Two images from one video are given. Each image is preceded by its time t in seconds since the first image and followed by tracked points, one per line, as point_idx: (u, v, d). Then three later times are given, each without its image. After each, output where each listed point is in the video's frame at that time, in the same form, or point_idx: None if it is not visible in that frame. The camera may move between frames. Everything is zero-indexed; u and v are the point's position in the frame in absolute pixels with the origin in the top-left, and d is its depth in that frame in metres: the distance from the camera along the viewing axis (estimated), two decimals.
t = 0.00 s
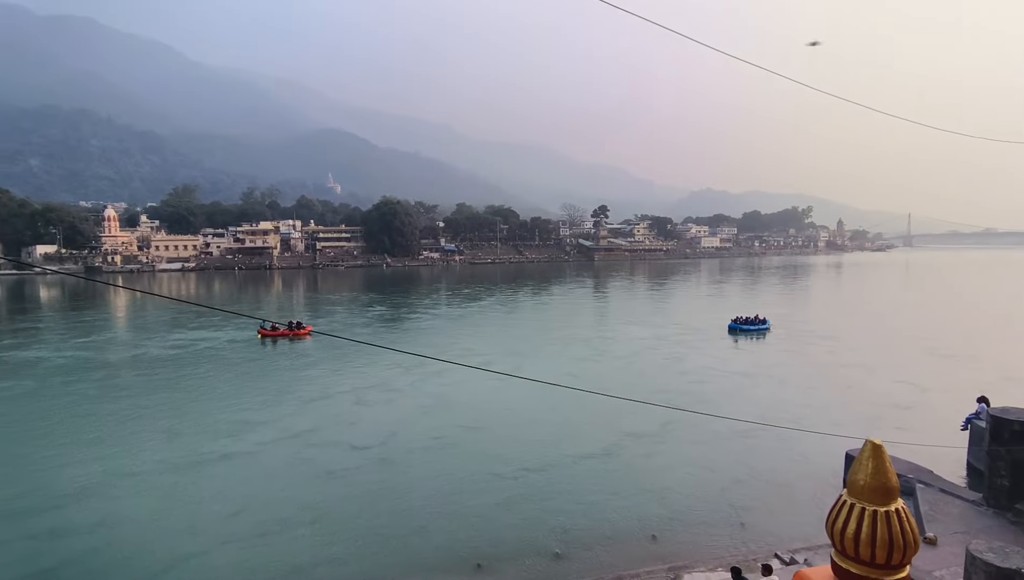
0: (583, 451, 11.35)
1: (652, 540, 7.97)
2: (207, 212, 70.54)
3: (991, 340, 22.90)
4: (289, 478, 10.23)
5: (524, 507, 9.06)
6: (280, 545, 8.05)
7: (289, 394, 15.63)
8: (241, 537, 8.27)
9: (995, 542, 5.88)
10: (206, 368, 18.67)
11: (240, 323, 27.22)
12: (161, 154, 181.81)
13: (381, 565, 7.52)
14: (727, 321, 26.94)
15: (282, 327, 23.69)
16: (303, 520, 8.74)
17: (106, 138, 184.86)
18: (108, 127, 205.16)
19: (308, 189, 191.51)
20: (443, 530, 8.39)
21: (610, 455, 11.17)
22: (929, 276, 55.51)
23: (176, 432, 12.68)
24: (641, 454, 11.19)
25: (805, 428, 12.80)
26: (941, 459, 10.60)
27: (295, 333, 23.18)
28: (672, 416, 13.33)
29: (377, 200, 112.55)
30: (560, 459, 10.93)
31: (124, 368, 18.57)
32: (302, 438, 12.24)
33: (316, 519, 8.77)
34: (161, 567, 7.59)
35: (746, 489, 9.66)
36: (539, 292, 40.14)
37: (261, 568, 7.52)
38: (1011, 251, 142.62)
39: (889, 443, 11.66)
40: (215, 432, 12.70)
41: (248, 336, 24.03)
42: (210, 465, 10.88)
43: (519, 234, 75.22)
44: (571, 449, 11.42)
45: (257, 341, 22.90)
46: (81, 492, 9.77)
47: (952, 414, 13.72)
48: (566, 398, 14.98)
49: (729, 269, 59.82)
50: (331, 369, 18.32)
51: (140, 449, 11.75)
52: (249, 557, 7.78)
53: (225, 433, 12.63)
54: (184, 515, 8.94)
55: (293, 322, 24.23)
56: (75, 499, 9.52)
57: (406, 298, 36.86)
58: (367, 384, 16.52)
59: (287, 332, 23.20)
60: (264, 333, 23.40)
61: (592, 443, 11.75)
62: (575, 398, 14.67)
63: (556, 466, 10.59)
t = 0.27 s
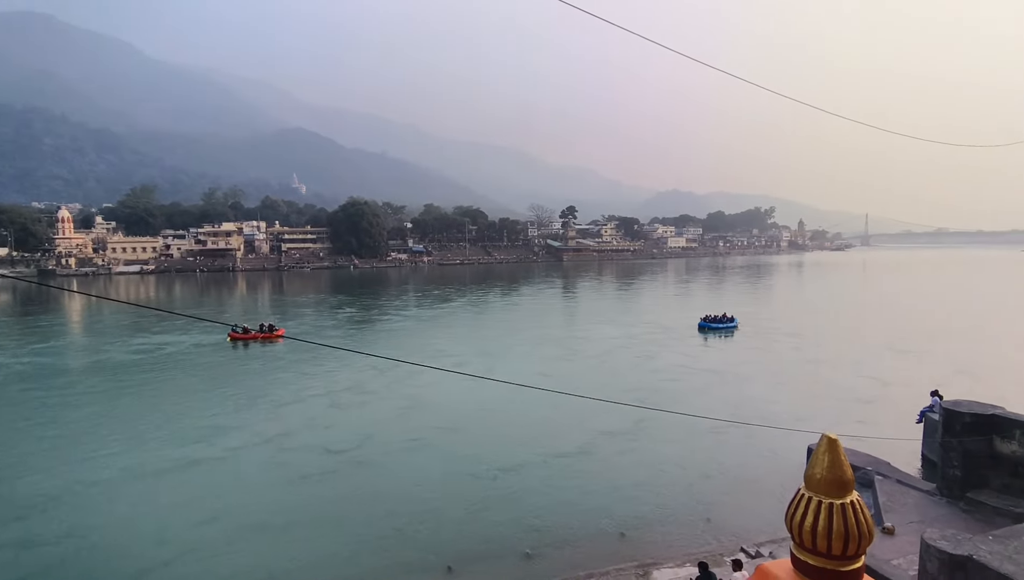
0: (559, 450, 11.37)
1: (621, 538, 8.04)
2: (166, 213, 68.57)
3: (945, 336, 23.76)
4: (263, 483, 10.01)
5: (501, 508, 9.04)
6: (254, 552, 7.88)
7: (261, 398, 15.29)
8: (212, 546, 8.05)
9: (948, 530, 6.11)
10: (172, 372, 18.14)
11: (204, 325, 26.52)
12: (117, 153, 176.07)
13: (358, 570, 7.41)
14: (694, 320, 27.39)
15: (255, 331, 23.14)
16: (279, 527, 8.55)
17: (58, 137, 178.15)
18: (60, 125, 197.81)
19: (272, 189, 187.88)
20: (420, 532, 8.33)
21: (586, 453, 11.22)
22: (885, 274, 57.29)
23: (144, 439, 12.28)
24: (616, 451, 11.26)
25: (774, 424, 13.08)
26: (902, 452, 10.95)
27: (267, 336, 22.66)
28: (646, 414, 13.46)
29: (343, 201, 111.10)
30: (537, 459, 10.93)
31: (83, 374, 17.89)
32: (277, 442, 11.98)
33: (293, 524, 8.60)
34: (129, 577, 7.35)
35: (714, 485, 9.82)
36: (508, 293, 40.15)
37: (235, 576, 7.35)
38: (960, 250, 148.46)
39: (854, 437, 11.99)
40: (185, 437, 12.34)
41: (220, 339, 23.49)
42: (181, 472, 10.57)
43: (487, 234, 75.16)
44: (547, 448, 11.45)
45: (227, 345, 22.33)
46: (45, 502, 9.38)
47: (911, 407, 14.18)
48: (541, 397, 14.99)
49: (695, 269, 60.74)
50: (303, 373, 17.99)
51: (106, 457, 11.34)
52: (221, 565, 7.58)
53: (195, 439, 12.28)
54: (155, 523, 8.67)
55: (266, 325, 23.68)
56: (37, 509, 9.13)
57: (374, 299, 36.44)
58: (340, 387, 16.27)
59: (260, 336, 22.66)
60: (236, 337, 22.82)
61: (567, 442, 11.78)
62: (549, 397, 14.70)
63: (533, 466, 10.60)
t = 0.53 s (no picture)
0: (535, 450, 11.38)
1: (592, 536, 8.09)
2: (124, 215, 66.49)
3: (902, 331, 24.54)
4: (237, 490, 9.76)
5: (478, 508, 9.00)
6: (227, 560, 7.68)
7: (231, 403, 14.93)
8: (183, 554, 7.82)
9: (905, 520, 6.32)
10: (137, 379, 17.56)
11: (167, 329, 25.77)
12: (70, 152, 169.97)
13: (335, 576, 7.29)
14: (663, 319, 27.75)
15: (223, 334, 22.56)
16: (254, 533, 8.35)
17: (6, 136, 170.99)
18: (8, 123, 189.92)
19: (235, 190, 183.77)
20: (398, 535, 8.24)
21: (562, 452, 11.26)
22: (843, 273, 59.01)
23: (111, 446, 11.87)
24: (591, 450, 11.31)
25: (744, 420, 13.34)
26: (867, 444, 11.28)
27: (237, 339, 22.11)
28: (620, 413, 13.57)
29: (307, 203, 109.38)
30: (515, 459, 10.92)
31: (39, 381, 17.19)
32: (251, 447, 11.70)
33: (269, 531, 8.40)
34: None
35: (685, 481, 9.96)
36: (477, 294, 40.09)
37: None
38: (913, 249, 154.07)
39: (821, 431, 12.29)
40: (155, 444, 11.96)
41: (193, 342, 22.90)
42: (150, 480, 10.24)
43: (455, 235, 74.92)
44: (523, 448, 11.45)
45: (198, 349, 21.73)
46: (5, 514, 8.98)
47: (874, 401, 14.62)
48: (516, 397, 14.99)
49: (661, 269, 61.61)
50: (274, 376, 17.63)
51: (72, 466, 10.92)
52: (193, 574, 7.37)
53: (166, 445, 11.92)
54: (125, 533, 8.37)
55: (235, 328, 23.11)
56: None
57: (342, 301, 35.94)
58: (313, 390, 16.00)
59: (229, 339, 22.09)
60: (203, 341, 22.19)
61: (543, 442, 11.79)
62: (524, 396, 14.71)
63: (509, 466, 10.57)
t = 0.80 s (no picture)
0: (511, 450, 11.37)
1: (561, 536, 8.13)
2: (78, 216, 64.21)
3: (861, 329, 25.31)
4: (211, 497, 9.48)
5: (455, 510, 8.95)
6: (199, 569, 7.47)
7: (198, 407, 14.53)
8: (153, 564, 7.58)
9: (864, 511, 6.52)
10: (98, 384, 16.96)
11: (126, 333, 24.96)
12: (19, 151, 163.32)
13: None
14: (633, 319, 28.05)
15: (193, 338, 21.90)
16: (228, 542, 8.11)
17: None
18: None
19: (195, 191, 179.21)
20: (375, 539, 8.13)
21: (537, 452, 11.27)
22: (804, 273, 60.60)
23: (74, 454, 11.42)
24: (566, 449, 11.35)
25: (715, 417, 13.55)
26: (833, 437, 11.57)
27: (207, 342, 21.47)
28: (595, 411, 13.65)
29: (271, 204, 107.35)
30: (492, 459, 10.89)
31: None
32: (223, 453, 11.39)
33: (244, 539, 8.17)
34: None
35: (655, 478, 10.08)
36: (446, 295, 39.91)
37: None
38: (869, 250, 159.21)
39: (790, 427, 12.57)
40: (124, 451, 11.55)
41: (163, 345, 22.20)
42: (118, 488, 9.87)
43: (424, 237, 74.48)
44: (501, 449, 11.41)
45: (167, 353, 21.09)
46: None
47: (837, 396, 15.03)
48: (491, 398, 14.96)
49: (628, 270, 62.33)
50: (245, 380, 17.22)
51: (35, 476, 10.45)
52: None
53: (136, 452, 11.52)
54: (92, 545, 8.03)
55: (205, 332, 22.47)
56: None
57: (310, 304, 35.39)
58: (286, 394, 15.68)
59: (199, 343, 21.43)
60: (173, 345, 21.51)
61: (519, 442, 11.79)
62: (499, 396, 14.68)
63: (485, 467, 10.53)
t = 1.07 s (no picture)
0: (486, 450, 11.36)
1: (532, 536, 8.15)
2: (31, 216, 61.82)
3: (823, 327, 26.02)
4: (181, 504, 9.22)
5: (430, 512, 8.91)
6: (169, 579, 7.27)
7: (164, 412, 14.12)
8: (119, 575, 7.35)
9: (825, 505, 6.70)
10: (56, 390, 16.35)
11: (84, 337, 24.14)
12: None
13: None
14: (603, 319, 28.30)
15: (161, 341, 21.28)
16: (200, 551, 7.90)
17: None
18: None
19: (155, 190, 174.21)
20: (350, 544, 8.04)
21: (512, 452, 11.28)
22: (767, 273, 62.05)
23: (33, 463, 10.99)
24: (540, 449, 11.38)
25: (687, 415, 13.75)
26: (800, 432, 11.86)
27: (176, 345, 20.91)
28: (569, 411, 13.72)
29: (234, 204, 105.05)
30: (468, 460, 10.87)
31: None
32: (193, 459, 11.09)
33: (218, 548, 7.97)
34: None
35: (628, 476, 10.18)
36: (415, 297, 39.67)
37: None
38: (828, 250, 163.73)
39: (760, 424, 12.85)
40: (86, 459, 11.16)
41: (127, 350, 21.53)
42: (83, 498, 9.52)
43: (392, 238, 73.85)
44: (477, 449, 11.38)
45: (131, 357, 20.47)
46: None
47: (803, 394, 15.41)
48: (466, 399, 14.91)
49: (597, 271, 62.84)
50: (212, 384, 16.82)
51: None
52: None
53: (101, 460, 11.14)
54: (57, 557, 7.73)
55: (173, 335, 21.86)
56: None
57: (276, 306, 34.76)
58: (257, 397, 15.36)
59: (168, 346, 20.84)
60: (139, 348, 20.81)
61: (494, 442, 11.78)
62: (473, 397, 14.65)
63: (461, 468, 10.50)
